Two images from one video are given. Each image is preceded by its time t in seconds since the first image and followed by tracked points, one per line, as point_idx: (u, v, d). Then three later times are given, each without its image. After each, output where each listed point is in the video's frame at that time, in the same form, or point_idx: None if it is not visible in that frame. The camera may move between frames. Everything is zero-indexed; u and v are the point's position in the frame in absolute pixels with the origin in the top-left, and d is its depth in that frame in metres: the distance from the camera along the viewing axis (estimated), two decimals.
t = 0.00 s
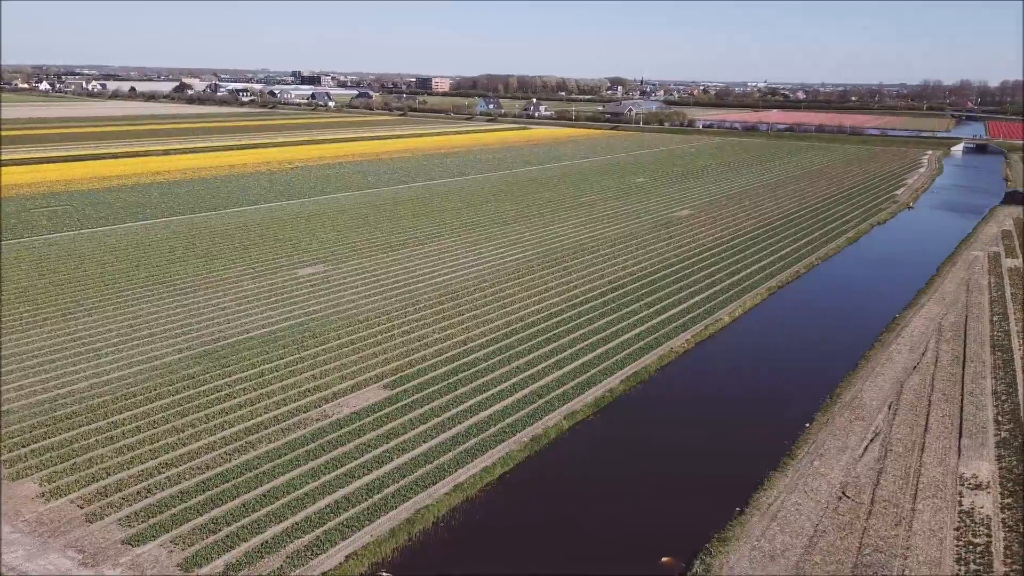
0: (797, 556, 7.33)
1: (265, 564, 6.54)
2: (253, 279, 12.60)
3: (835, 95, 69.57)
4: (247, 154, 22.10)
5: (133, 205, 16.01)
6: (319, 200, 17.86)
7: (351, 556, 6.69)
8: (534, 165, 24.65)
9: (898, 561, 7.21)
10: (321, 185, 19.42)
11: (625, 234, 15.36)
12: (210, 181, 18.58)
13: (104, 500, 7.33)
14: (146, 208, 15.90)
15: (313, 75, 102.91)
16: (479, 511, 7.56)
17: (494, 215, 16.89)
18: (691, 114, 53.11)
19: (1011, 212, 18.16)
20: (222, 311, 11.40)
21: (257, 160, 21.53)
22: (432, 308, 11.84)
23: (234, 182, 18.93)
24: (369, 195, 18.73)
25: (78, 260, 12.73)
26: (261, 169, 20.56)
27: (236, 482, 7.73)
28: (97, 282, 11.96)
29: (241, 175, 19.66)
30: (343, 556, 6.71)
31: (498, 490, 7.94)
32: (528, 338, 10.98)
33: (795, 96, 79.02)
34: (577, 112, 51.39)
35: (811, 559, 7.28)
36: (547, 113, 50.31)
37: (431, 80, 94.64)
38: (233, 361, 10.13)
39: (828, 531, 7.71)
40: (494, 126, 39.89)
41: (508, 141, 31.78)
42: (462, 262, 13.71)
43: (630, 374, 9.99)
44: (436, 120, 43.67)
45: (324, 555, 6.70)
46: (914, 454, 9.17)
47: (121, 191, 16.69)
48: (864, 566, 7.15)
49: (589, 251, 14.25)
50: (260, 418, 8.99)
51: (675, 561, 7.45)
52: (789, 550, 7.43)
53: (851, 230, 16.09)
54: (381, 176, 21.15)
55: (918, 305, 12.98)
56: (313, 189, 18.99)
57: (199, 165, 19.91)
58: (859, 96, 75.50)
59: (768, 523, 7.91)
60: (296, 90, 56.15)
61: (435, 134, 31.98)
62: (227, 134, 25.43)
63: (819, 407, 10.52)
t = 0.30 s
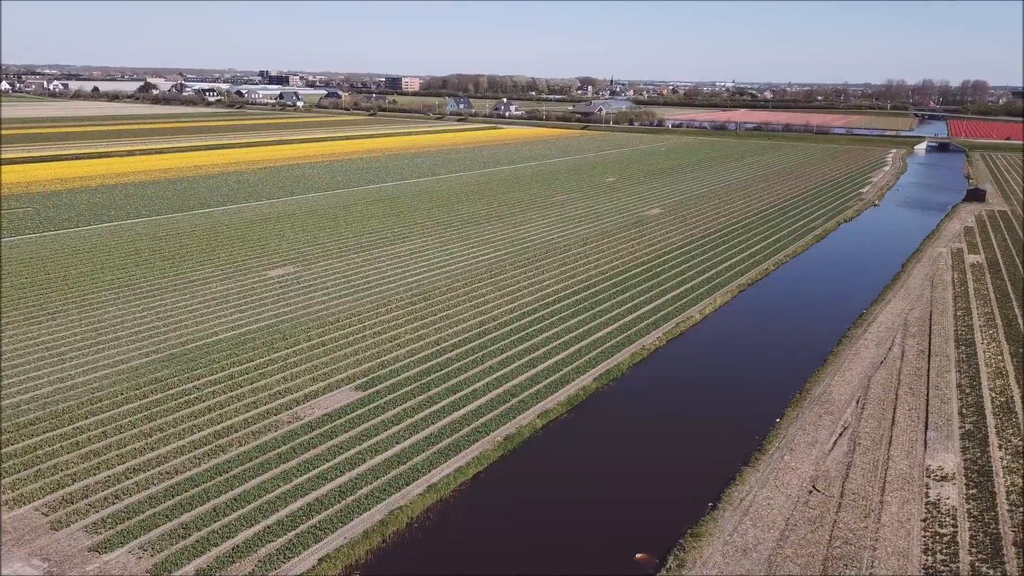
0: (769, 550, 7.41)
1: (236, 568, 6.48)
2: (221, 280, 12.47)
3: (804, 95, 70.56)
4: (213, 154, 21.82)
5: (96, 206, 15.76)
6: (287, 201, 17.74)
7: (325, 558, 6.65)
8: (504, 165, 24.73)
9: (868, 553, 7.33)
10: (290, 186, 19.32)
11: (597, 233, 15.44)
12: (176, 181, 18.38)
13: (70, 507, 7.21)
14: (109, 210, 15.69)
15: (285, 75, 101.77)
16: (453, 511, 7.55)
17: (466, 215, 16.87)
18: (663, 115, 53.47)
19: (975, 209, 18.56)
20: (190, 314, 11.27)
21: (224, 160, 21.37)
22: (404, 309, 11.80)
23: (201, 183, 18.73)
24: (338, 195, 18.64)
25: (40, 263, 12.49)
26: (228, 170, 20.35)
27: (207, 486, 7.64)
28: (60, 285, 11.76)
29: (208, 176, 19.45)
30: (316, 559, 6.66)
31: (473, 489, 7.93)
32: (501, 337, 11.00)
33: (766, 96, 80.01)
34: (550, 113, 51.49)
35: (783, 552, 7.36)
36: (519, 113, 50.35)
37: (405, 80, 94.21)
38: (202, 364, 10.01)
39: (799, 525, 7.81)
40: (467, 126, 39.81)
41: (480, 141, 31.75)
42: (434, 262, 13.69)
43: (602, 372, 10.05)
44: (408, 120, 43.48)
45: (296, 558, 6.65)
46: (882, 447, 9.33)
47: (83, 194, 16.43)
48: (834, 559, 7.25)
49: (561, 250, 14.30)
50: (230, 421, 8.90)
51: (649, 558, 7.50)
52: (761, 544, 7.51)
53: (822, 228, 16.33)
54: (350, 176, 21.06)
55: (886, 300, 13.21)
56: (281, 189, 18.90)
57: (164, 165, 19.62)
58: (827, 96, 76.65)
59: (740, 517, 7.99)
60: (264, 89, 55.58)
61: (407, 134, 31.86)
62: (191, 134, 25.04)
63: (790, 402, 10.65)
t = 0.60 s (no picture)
0: (742, 544, 7.48)
1: (209, 572, 6.42)
2: (191, 282, 12.34)
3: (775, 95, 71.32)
4: (181, 155, 21.55)
5: (61, 208, 15.51)
6: (257, 201, 17.60)
7: (299, 561, 6.60)
8: (478, 164, 24.73)
9: (840, 545, 7.43)
10: (261, 186, 19.18)
11: (571, 232, 15.50)
12: (143, 182, 18.17)
13: (37, 513, 7.10)
14: (74, 211, 15.46)
15: (258, 75, 100.97)
16: (429, 511, 7.54)
17: (440, 215, 16.85)
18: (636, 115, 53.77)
19: (943, 206, 18.92)
20: (159, 316, 11.14)
21: (193, 160, 21.16)
22: (377, 309, 11.75)
23: (170, 184, 18.54)
24: (309, 195, 18.52)
25: (4, 266, 12.27)
26: (197, 171, 20.13)
27: (177, 490, 7.55)
28: (25, 289, 11.56)
29: (177, 176, 19.23)
30: (290, 561, 6.61)
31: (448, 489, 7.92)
32: (476, 336, 11.00)
33: (739, 96, 80.78)
34: (524, 113, 51.51)
35: (756, 547, 7.44)
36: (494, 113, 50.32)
37: (377, 80, 93.69)
38: (172, 367, 9.90)
39: (772, 518, 7.90)
40: (441, 126, 39.68)
41: (454, 141, 31.69)
42: (407, 262, 13.65)
43: (577, 370, 10.09)
44: (381, 120, 43.26)
45: (270, 561, 6.60)
46: (853, 441, 9.46)
47: (47, 195, 16.20)
48: (807, 551, 7.34)
49: (535, 250, 14.32)
50: (201, 424, 8.81)
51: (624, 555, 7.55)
52: (735, 538, 7.59)
53: (795, 227, 16.53)
54: (322, 176, 20.94)
55: (856, 296, 13.41)
56: (251, 189, 18.77)
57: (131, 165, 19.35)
58: (799, 96, 77.61)
59: (714, 512, 8.06)
60: (234, 88, 54.99)
61: (380, 134, 31.72)
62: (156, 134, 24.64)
63: (762, 398, 10.76)
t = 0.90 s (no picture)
0: (716, 539, 7.55)
1: None
2: (158, 284, 12.19)
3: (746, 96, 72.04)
4: (146, 155, 21.25)
5: (22, 211, 15.22)
6: (225, 202, 17.40)
7: (273, 564, 6.55)
8: (450, 164, 24.68)
9: (811, 538, 7.53)
10: (229, 186, 18.98)
11: (543, 231, 15.53)
12: (108, 183, 17.89)
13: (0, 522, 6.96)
14: (37, 213, 15.19)
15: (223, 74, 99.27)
16: (402, 511, 7.52)
17: (411, 214, 16.79)
18: (607, 114, 54.04)
19: (910, 203, 19.28)
20: (126, 319, 10.98)
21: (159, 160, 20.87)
22: (348, 310, 11.68)
23: (137, 184, 18.27)
24: (278, 195, 18.34)
25: None
26: (163, 171, 19.86)
27: (146, 495, 7.44)
28: None
29: (143, 177, 18.96)
30: (263, 565, 6.55)
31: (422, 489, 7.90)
32: (450, 336, 10.98)
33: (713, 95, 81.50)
34: (498, 112, 51.46)
35: (729, 541, 7.51)
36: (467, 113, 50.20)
37: (347, 81, 92.95)
38: (140, 370, 9.76)
39: (745, 513, 7.98)
40: (414, 125, 39.47)
41: (426, 140, 31.59)
42: (379, 262, 13.59)
43: (550, 368, 10.12)
44: (349, 120, 42.90)
45: (242, 565, 6.54)
46: (822, 435, 9.60)
47: (9, 197, 15.93)
48: (779, 545, 7.43)
49: (507, 249, 14.33)
50: (169, 428, 8.69)
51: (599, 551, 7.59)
52: (709, 533, 7.66)
53: (766, 225, 16.72)
54: (292, 177, 20.78)
55: (826, 292, 13.59)
56: (219, 190, 18.58)
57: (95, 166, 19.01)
58: (770, 96, 78.51)
59: (688, 508, 8.13)
60: (201, 87, 54.33)
61: (350, 133, 31.51)
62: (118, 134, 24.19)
63: (734, 395, 10.87)
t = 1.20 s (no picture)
0: (689, 535, 7.62)
1: None
2: (124, 286, 12.02)
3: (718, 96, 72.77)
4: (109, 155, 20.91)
5: None
6: (192, 203, 17.18)
7: (244, 568, 6.49)
8: (421, 164, 24.59)
9: (782, 532, 7.63)
10: (195, 188, 18.75)
11: (516, 230, 15.56)
12: (72, 184, 17.60)
13: None
14: None
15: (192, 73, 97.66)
16: (377, 512, 7.49)
17: (384, 214, 16.72)
18: (578, 114, 54.21)
19: (878, 201, 19.61)
20: (91, 322, 10.81)
21: (124, 161, 20.56)
22: (318, 311, 11.60)
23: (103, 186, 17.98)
24: (246, 196, 18.14)
25: None
26: (128, 172, 19.59)
27: (114, 501, 7.33)
28: None
29: (108, 178, 18.67)
30: (235, 569, 6.49)
31: (396, 490, 7.86)
32: (423, 336, 10.95)
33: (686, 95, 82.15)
34: (472, 112, 51.38)
35: (702, 536, 7.57)
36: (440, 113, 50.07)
37: (318, 80, 92.12)
38: (106, 374, 9.61)
39: (717, 508, 8.06)
40: (385, 125, 39.22)
41: (398, 140, 31.45)
42: (349, 262, 13.52)
43: (523, 368, 10.14)
44: (318, 120, 42.50)
45: (213, 570, 6.47)
46: (792, 430, 9.73)
47: None
48: (750, 539, 7.52)
49: (480, 249, 14.33)
50: (137, 433, 8.56)
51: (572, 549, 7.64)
52: (682, 528, 7.72)
53: (738, 224, 16.91)
54: (260, 177, 20.62)
55: (796, 290, 13.77)
56: (186, 190, 18.39)
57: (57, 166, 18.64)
58: (743, 96, 79.41)
59: (661, 504, 8.19)
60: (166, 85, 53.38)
61: (319, 134, 31.26)
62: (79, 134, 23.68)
63: (705, 391, 10.98)
